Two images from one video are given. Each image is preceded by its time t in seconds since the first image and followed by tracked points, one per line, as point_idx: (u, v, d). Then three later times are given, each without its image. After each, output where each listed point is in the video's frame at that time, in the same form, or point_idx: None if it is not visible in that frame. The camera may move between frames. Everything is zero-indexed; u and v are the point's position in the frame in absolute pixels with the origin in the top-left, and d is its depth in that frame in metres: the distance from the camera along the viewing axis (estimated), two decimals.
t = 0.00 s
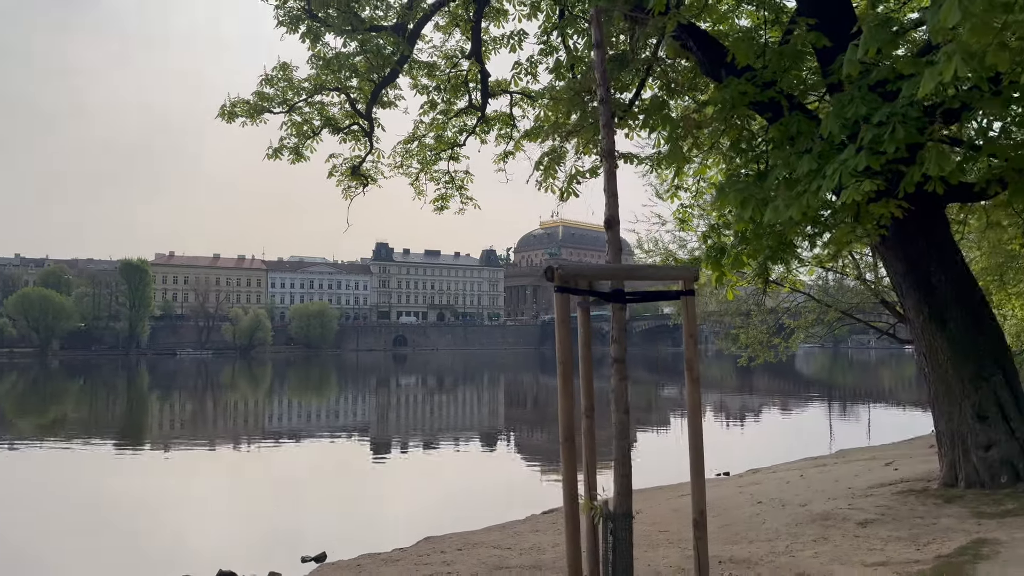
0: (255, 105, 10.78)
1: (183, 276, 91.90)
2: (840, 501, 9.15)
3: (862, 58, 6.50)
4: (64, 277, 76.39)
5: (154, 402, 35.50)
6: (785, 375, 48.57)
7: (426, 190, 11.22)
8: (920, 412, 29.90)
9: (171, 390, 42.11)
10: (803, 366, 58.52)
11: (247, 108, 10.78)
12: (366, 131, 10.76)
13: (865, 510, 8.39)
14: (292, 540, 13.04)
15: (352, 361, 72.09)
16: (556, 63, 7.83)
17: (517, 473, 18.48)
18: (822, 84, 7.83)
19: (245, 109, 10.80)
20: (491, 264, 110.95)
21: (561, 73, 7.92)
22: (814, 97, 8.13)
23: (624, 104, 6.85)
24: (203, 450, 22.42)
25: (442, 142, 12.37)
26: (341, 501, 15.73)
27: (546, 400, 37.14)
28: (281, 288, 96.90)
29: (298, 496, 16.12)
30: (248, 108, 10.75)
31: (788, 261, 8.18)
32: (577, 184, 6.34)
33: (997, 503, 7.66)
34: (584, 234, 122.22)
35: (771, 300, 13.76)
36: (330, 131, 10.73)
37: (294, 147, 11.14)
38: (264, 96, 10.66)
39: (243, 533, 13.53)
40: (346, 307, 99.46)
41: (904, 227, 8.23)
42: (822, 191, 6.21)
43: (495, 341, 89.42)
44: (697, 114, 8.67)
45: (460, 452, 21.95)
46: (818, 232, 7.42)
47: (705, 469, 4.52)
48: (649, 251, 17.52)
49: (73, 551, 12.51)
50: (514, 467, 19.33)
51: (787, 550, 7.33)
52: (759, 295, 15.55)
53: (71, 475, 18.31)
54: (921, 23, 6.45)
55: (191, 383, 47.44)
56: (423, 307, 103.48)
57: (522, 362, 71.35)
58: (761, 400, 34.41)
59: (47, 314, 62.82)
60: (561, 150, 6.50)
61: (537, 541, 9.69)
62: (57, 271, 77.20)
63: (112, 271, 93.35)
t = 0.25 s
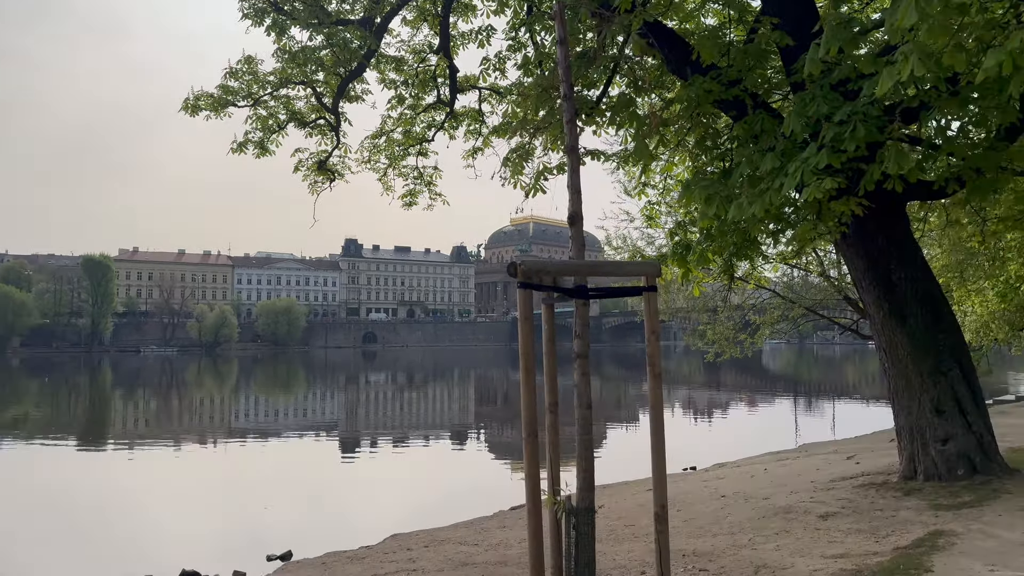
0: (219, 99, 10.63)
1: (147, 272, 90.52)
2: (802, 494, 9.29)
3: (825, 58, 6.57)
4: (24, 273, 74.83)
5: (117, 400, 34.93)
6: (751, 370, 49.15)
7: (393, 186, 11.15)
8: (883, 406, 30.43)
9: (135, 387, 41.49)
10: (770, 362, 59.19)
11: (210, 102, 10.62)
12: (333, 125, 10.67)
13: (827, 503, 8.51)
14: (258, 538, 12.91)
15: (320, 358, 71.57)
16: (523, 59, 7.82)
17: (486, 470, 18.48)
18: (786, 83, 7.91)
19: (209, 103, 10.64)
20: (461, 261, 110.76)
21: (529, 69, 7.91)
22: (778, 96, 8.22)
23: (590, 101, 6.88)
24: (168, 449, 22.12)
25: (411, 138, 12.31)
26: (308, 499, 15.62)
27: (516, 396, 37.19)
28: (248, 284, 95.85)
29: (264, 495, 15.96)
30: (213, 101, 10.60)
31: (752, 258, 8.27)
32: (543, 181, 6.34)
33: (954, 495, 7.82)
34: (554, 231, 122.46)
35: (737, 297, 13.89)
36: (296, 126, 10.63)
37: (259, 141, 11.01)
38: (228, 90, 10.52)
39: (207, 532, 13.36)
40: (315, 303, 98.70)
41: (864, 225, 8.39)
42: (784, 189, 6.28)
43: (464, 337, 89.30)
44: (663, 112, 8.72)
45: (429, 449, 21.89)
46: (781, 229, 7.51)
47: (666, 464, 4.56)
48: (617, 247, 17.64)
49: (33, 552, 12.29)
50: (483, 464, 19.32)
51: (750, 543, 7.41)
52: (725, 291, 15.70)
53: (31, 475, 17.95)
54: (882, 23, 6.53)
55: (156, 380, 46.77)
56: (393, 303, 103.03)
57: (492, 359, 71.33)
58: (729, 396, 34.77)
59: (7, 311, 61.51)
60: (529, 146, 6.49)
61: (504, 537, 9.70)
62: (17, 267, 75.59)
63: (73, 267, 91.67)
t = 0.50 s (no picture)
0: (195, 92, 10.53)
1: (123, 267, 89.52)
2: (778, 487, 9.39)
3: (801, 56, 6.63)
4: None
5: (92, 397, 34.56)
6: (729, 365, 49.42)
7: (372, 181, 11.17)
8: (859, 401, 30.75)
9: (110, 384, 41.05)
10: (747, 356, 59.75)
11: (187, 95, 10.53)
12: (310, 120, 10.61)
13: (802, 496, 8.61)
14: (236, 535, 12.84)
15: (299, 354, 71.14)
16: (503, 55, 7.82)
17: (466, 465, 18.47)
18: (763, 81, 7.98)
19: (185, 96, 10.54)
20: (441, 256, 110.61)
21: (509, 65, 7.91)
22: (756, 93, 8.28)
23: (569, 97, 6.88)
24: (143, 446, 21.92)
25: (390, 133, 12.28)
26: (286, 495, 15.55)
27: (495, 392, 37.23)
28: (225, 279, 95.10)
29: (241, 492, 15.86)
30: (188, 94, 10.50)
31: (730, 255, 8.33)
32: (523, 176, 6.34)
33: (927, 488, 7.93)
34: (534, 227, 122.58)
35: (715, 292, 13.98)
36: (274, 119, 10.55)
37: (235, 135, 10.93)
38: (204, 83, 10.43)
39: (185, 529, 13.26)
40: (293, 299, 98.12)
41: (839, 221, 8.49)
42: (761, 185, 6.33)
43: (444, 333, 89.19)
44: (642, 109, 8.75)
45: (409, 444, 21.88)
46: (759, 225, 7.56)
47: (644, 460, 4.59)
48: (596, 243, 17.70)
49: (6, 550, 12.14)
50: (462, 459, 19.33)
51: (727, 537, 7.48)
52: (703, 287, 15.81)
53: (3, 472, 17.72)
54: (857, 23, 6.60)
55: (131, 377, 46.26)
56: (372, 299, 102.69)
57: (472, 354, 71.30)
58: (708, 390, 35.02)
59: None
60: (508, 140, 6.47)
61: (482, 532, 9.72)
62: None
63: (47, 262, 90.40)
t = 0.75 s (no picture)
0: (195, 87, 10.52)
1: (121, 262, 89.47)
2: (777, 482, 9.42)
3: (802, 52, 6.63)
4: None
5: (92, 392, 34.57)
6: (728, 361, 49.42)
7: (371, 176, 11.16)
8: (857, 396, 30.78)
9: (109, 379, 41.05)
10: (746, 352, 59.76)
11: (186, 90, 10.52)
12: (310, 115, 10.61)
13: (802, 491, 8.63)
14: (237, 530, 12.86)
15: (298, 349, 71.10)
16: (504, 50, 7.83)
17: (466, 460, 18.48)
18: (764, 76, 7.98)
19: (185, 91, 10.53)
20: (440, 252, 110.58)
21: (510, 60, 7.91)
22: (757, 89, 8.28)
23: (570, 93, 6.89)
24: (143, 441, 21.93)
25: (389, 128, 12.27)
26: (287, 490, 15.56)
27: (494, 387, 37.26)
28: (224, 275, 95.06)
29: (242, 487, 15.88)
30: (188, 90, 10.49)
31: (731, 250, 8.34)
32: (524, 172, 6.36)
33: (927, 483, 7.95)
34: (532, 222, 122.53)
35: (714, 287, 13.99)
36: (273, 115, 10.54)
37: (235, 130, 10.92)
38: (204, 78, 10.41)
39: (186, 525, 13.27)
40: (292, 294, 98.10)
41: (840, 216, 8.51)
42: (761, 181, 6.34)
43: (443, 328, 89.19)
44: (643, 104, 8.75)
45: (408, 440, 21.91)
46: (759, 221, 7.57)
47: (647, 455, 4.60)
48: (596, 239, 17.70)
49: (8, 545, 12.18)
50: (461, 454, 19.35)
51: (728, 532, 7.50)
52: (702, 282, 15.82)
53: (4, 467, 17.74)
54: (858, 19, 6.60)
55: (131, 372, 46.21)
56: (371, 294, 102.68)
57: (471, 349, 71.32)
58: (706, 386, 35.07)
59: None
60: (509, 137, 6.47)
61: (483, 527, 9.74)
62: None
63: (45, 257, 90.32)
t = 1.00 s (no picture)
0: (215, 83, 10.57)
1: (142, 258, 90.25)
2: (798, 479, 9.35)
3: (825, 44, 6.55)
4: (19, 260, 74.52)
5: (113, 387, 34.91)
6: (745, 357, 49.20)
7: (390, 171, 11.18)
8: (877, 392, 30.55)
9: (130, 374, 41.45)
10: (764, 348, 59.41)
11: (207, 87, 10.57)
12: (330, 111, 10.64)
13: (824, 488, 8.57)
14: (258, 523, 12.95)
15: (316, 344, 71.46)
16: (523, 44, 7.80)
17: (484, 455, 18.50)
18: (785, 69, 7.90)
19: (206, 88, 10.59)
20: (456, 247, 110.71)
21: (529, 55, 7.89)
22: (779, 82, 8.20)
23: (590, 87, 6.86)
24: (164, 434, 22.13)
25: (408, 124, 12.29)
26: (307, 484, 15.65)
27: (510, 383, 37.29)
28: (242, 270, 95.68)
29: (262, 480, 15.99)
30: (209, 86, 10.55)
31: (751, 245, 8.27)
32: (544, 167, 6.34)
33: (950, 480, 7.86)
34: (549, 218, 122.37)
35: (734, 282, 13.89)
36: (293, 111, 10.58)
37: (255, 126, 10.98)
38: (225, 75, 10.47)
39: (208, 518, 13.37)
40: (309, 290, 98.59)
41: (863, 211, 8.41)
42: (784, 175, 6.28)
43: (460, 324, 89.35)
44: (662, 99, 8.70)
45: (426, 434, 21.97)
46: (780, 216, 7.51)
47: (669, 451, 4.57)
48: (614, 234, 17.63)
49: (31, 537, 12.35)
50: (479, 449, 19.37)
51: (749, 528, 7.46)
52: (721, 278, 15.72)
53: (29, 460, 17.97)
54: (883, 10, 6.52)
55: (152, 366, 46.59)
56: (388, 290, 103.00)
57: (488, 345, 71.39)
58: (723, 382, 34.91)
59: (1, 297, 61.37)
60: (528, 132, 6.45)
61: (502, 521, 9.76)
62: (10, 253, 75.25)
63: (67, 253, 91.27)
